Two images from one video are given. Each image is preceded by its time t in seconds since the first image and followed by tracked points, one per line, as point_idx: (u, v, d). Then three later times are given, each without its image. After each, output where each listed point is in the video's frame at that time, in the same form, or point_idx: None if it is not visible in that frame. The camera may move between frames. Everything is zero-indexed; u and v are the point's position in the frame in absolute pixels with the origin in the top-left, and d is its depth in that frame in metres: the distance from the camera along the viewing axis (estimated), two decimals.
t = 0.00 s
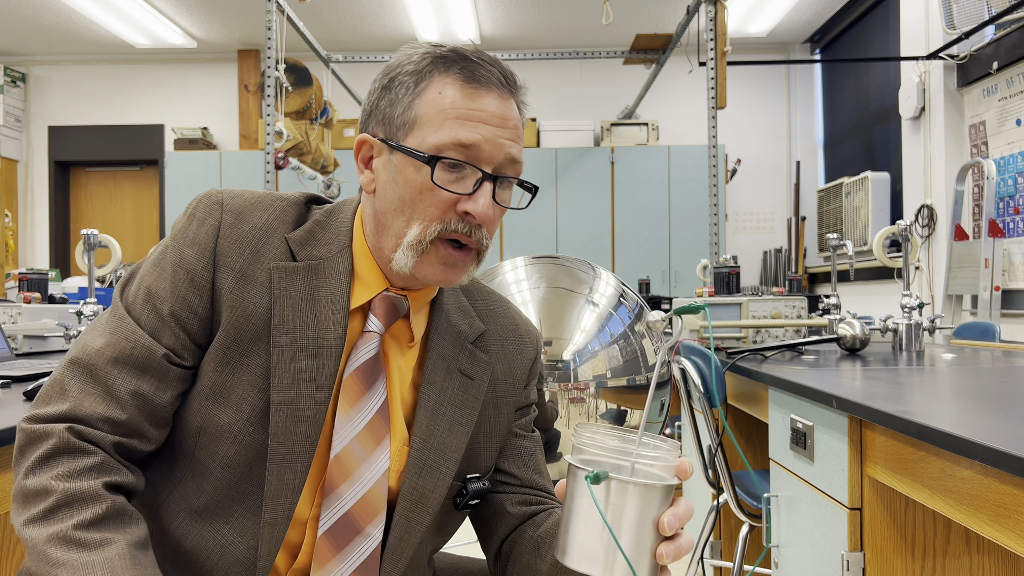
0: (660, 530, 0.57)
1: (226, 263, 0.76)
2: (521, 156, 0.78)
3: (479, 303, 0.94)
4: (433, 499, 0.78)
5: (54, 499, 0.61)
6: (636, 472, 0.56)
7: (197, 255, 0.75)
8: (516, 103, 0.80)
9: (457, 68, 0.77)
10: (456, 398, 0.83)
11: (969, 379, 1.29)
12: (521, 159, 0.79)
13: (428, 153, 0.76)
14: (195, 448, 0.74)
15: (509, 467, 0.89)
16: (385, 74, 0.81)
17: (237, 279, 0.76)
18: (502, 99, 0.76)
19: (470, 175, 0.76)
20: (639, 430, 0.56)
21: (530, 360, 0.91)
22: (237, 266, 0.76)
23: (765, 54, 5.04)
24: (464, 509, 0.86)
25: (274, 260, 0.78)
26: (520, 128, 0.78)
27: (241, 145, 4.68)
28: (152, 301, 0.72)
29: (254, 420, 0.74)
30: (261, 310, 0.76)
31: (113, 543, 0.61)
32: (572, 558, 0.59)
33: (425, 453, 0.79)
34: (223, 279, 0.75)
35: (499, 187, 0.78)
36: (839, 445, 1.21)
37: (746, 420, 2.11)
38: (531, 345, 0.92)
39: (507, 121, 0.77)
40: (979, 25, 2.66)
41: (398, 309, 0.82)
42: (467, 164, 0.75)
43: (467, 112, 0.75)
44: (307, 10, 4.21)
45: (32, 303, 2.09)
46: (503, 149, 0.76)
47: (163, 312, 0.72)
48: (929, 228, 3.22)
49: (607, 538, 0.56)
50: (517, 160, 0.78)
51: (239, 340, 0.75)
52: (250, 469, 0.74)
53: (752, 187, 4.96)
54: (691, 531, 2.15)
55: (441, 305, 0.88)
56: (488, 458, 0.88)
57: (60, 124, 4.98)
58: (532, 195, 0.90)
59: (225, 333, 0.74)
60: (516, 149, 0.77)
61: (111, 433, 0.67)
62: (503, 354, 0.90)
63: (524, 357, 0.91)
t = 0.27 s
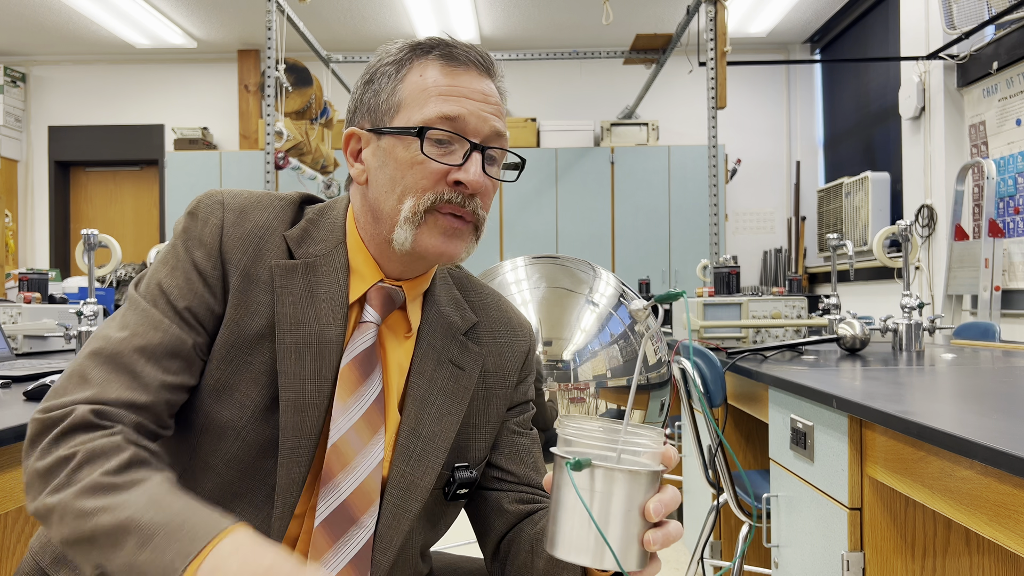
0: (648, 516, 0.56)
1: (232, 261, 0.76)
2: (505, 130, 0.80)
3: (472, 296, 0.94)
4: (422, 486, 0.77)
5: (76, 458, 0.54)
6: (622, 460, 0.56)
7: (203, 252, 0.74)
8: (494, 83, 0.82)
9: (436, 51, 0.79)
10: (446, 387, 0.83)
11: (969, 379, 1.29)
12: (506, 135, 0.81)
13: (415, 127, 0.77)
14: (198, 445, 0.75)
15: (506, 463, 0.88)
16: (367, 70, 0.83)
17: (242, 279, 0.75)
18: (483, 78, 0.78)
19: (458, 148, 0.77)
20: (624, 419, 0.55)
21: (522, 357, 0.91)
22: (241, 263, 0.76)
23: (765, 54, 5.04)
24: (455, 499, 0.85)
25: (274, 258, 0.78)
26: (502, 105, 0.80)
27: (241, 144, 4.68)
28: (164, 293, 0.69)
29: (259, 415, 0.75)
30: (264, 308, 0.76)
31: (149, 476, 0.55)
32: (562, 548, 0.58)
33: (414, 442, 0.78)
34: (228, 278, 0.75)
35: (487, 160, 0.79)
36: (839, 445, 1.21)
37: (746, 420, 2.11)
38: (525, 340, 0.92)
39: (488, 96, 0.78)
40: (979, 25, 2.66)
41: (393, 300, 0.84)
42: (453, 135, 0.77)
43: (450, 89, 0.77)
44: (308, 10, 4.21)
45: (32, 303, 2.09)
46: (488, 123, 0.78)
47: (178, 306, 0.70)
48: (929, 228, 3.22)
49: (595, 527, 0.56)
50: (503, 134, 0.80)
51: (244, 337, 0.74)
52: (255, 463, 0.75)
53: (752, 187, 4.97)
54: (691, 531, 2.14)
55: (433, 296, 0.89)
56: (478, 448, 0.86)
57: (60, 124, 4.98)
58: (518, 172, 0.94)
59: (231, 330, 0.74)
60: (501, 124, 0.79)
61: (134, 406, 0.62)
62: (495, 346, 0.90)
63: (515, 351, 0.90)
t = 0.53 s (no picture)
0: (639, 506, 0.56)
1: (254, 250, 0.77)
2: (504, 134, 0.79)
3: (474, 293, 0.95)
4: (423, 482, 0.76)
5: (171, 428, 0.55)
6: (616, 451, 0.55)
7: (226, 241, 0.76)
8: (496, 83, 0.81)
9: (438, 53, 0.78)
10: (447, 383, 0.83)
11: (969, 379, 1.29)
12: (505, 138, 0.80)
13: (411, 131, 0.77)
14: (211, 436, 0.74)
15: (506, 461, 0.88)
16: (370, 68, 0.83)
17: (262, 268, 0.76)
18: (483, 80, 0.77)
19: (455, 151, 0.77)
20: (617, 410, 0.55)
21: (522, 356, 0.90)
22: (261, 254, 0.76)
23: (765, 54, 5.04)
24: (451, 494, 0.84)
25: (289, 250, 0.79)
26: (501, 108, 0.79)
27: (241, 145, 4.68)
28: (197, 275, 0.71)
29: (275, 407, 0.74)
30: (280, 299, 0.76)
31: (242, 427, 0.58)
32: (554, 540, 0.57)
33: (413, 438, 0.78)
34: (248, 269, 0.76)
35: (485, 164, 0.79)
36: (839, 445, 1.21)
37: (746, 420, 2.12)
38: (526, 341, 0.92)
39: (489, 100, 0.77)
40: (979, 25, 2.66)
41: (396, 293, 0.84)
42: (450, 139, 0.76)
43: (449, 92, 0.76)
44: (308, 9, 4.21)
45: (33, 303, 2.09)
46: (485, 127, 0.77)
47: (216, 289, 0.71)
48: (929, 228, 3.22)
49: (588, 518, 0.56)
50: (501, 138, 0.79)
51: (265, 326, 0.75)
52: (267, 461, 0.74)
53: (752, 187, 4.97)
54: (691, 531, 2.14)
55: (436, 292, 0.89)
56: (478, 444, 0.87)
57: (60, 124, 4.98)
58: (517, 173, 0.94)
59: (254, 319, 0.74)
60: (500, 128, 0.78)
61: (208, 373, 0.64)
62: (496, 343, 0.90)
63: (516, 350, 0.90)
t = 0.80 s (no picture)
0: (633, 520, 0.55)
1: (261, 250, 0.77)
2: (506, 139, 0.79)
3: (478, 292, 0.95)
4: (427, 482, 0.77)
5: (195, 431, 0.56)
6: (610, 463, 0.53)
7: (234, 242, 0.76)
8: (500, 85, 0.81)
9: (440, 54, 0.77)
10: (451, 384, 0.83)
11: (969, 379, 1.29)
12: (508, 142, 0.80)
13: (412, 135, 0.77)
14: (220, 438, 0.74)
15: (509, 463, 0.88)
16: (372, 65, 0.82)
17: (270, 269, 0.76)
18: (487, 83, 0.77)
19: (456, 156, 0.77)
20: (611, 422, 0.54)
21: (527, 356, 0.91)
22: (268, 255, 0.76)
23: (765, 54, 5.04)
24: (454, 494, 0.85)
25: (295, 250, 0.78)
26: (504, 111, 0.79)
27: (241, 145, 4.68)
28: (208, 275, 0.71)
29: (284, 408, 0.74)
30: (287, 300, 0.76)
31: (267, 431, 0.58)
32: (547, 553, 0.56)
33: (417, 438, 0.79)
34: (256, 271, 0.76)
35: (486, 169, 0.79)
36: (839, 445, 1.21)
37: (746, 420, 2.12)
38: (529, 340, 0.92)
39: (492, 104, 0.77)
40: (979, 25, 2.66)
41: (400, 294, 0.83)
42: (453, 145, 0.76)
43: (452, 95, 0.76)
44: (308, 9, 4.21)
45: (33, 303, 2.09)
46: (487, 131, 0.77)
47: (225, 289, 0.71)
48: (929, 228, 3.23)
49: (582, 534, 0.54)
50: (504, 143, 0.79)
51: (273, 327, 0.75)
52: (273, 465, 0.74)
53: (752, 186, 4.97)
54: (691, 530, 2.15)
55: (439, 293, 0.89)
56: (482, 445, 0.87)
57: (60, 124, 4.98)
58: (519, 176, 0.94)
59: (262, 320, 0.74)
60: (502, 132, 0.78)
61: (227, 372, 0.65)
62: (500, 343, 0.90)
63: (520, 350, 0.90)
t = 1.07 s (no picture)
0: (622, 523, 0.54)
1: (257, 253, 0.77)
2: (502, 143, 0.79)
3: (475, 292, 0.95)
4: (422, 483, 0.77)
5: (190, 435, 0.56)
6: (601, 467, 0.53)
7: (230, 245, 0.76)
8: (497, 87, 0.80)
9: (437, 57, 0.77)
10: (447, 384, 0.83)
11: (969, 379, 1.29)
12: (504, 146, 0.80)
13: (406, 140, 0.77)
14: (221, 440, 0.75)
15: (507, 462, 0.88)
16: (369, 66, 0.82)
17: (266, 271, 0.76)
18: (484, 87, 0.77)
19: (452, 160, 0.77)
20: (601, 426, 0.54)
21: (525, 357, 0.90)
22: (264, 258, 0.76)
23: (765, 54, 5.04)
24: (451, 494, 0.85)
25: (291, 251, 0.78)
26: (500, 115, 0.78)
27: (241, 145, 4.68)
28: (204, 277, 0.71)
29: (282, 409, 0.74)
30: (283, 302, 0.76)
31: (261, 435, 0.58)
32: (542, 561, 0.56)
33: (414, 439, 0.79)
34: (253, 274, 0.76)
35: (482, 173, 0.79)
36: (839, 445, 1.21)
37: (746, 420, 2.12)
38: (528, 341, 0.92)
39: (488, 108, 0.77)
40: (979, 25, 2.66)
41: (396, 295, 0.84)
42: (448, 149, 0.76)
43: (448, 99, 0.76)
44: (307, 9, 4.21)
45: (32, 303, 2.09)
46: (483, 136, 0.77)
47: (222, 292, 0.71)
48: (929, 228, 3.22)
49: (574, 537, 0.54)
50: (500, 147, 0.79)
51: (269, 330, 0.74)
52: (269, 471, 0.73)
53: (752, 187, 4.97)
54: (691, 531, 2.15)
55: (437, 293, 0.89)
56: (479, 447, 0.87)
57: (60, 124, 4.98)
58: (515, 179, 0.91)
59: (258, 322, 0.74)
60: (498, 136, 0.78)
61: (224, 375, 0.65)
62: (498, 344, 0.90)
63: (518, 350, 0.90)
